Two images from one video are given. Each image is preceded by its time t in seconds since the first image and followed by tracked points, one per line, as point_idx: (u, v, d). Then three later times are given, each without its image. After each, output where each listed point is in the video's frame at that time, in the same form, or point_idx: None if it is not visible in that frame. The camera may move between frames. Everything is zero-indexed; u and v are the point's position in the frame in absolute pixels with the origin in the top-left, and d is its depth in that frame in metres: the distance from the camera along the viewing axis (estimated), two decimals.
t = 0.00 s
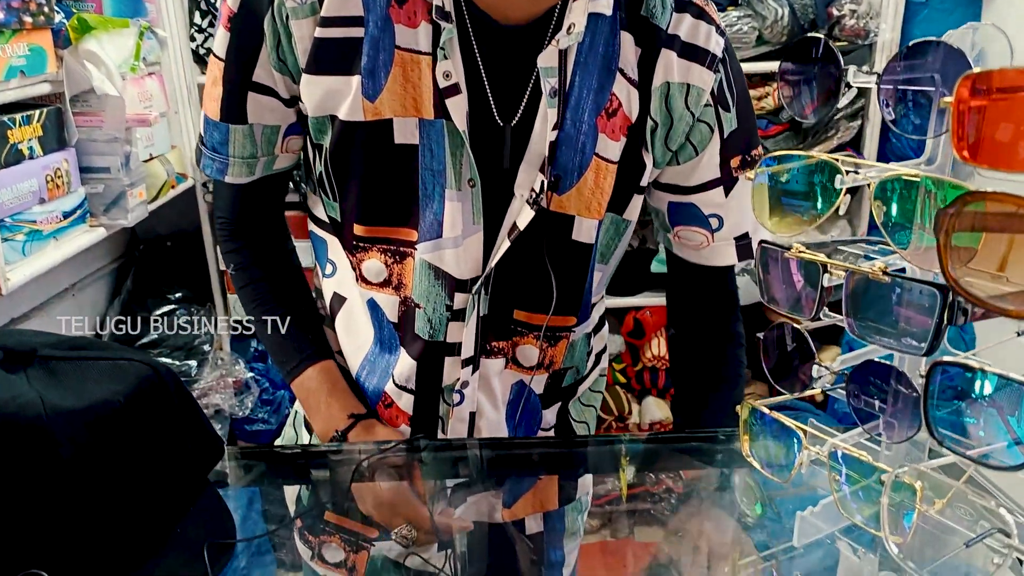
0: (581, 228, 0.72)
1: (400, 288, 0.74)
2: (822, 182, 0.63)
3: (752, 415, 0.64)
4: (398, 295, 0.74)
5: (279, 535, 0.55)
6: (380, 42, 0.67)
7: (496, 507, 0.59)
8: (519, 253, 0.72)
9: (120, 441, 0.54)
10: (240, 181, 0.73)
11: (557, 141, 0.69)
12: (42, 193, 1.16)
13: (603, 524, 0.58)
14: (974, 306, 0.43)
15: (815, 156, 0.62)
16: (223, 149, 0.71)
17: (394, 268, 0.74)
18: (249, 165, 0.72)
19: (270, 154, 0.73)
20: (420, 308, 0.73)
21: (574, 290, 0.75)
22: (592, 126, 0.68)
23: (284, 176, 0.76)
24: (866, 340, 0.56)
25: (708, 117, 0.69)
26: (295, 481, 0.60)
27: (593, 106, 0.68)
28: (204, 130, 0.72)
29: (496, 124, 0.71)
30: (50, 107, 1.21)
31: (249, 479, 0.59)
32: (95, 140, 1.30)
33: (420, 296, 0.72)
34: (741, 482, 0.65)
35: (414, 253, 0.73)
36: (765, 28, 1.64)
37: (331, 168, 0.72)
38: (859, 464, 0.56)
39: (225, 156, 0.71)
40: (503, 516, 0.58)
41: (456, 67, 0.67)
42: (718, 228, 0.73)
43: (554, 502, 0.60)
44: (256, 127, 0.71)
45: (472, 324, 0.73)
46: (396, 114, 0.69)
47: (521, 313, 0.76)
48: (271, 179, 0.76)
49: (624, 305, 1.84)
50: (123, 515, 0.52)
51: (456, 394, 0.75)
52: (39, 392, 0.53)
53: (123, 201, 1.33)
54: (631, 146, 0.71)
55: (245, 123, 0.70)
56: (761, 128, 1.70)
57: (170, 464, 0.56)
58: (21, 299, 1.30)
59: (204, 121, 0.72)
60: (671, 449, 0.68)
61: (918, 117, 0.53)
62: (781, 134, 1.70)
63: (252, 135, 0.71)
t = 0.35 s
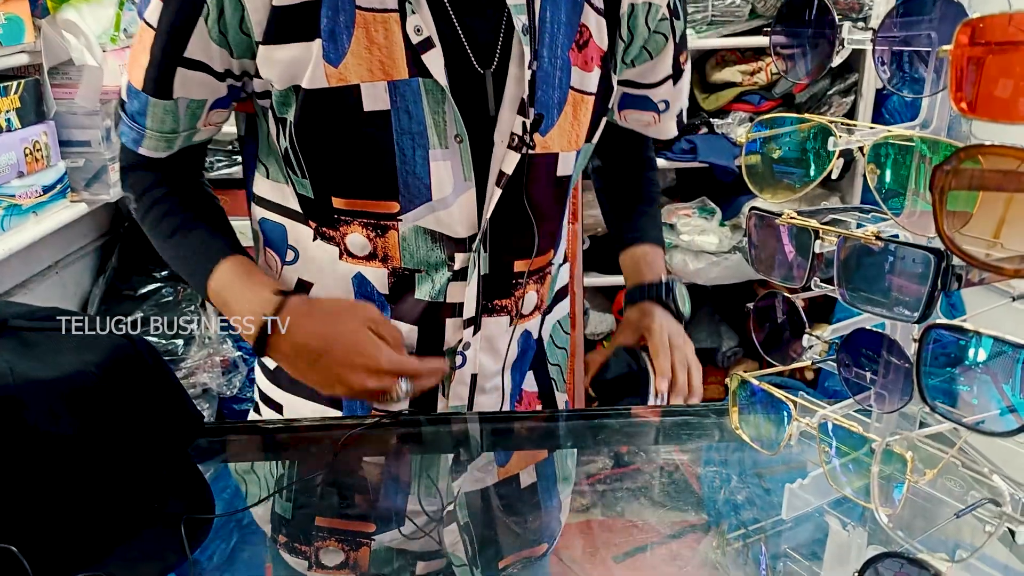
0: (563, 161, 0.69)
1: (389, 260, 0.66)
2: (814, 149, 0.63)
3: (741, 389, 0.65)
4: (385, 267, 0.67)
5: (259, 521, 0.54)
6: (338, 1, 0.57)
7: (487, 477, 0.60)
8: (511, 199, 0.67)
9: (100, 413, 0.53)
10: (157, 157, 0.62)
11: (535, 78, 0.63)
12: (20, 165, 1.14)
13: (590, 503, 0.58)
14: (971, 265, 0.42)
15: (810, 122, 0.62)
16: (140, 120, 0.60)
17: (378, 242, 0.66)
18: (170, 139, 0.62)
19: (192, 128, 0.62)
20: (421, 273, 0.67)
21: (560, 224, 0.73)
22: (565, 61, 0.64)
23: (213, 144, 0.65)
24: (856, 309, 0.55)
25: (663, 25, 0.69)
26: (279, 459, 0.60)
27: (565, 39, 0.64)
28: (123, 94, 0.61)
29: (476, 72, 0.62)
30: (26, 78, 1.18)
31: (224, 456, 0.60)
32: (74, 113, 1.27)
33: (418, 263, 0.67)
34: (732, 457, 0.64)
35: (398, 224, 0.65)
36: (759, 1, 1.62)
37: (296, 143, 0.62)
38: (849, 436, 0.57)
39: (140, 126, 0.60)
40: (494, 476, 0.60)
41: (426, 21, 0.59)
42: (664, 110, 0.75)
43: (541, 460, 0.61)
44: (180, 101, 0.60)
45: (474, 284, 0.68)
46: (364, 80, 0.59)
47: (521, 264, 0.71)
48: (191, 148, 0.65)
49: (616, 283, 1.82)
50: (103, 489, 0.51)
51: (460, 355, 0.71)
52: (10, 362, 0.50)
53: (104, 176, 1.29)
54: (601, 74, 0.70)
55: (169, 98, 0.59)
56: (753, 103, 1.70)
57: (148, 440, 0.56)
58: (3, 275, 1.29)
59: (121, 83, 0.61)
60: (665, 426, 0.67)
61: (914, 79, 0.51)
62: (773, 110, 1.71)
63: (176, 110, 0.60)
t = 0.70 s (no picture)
0: (517, 133, 0.70)
1: (355, 250, 0.67)
2: (814, 159, 0.62)
3: (742, 401, 0.67)
4: (354, 257, 0.67)
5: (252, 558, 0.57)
6: None
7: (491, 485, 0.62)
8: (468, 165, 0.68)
9: (101, 425, 0.52)
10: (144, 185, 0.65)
11: (475, 47, 0.66)
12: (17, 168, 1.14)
13: (588, 501, 0.61)
14: (969, 289, 0.43)
15: (808, 133, 0.62)
16: (136, 145, 0.63)
17: (345, 229, 0.67)
18: (171, 161, 0.64)
19: (189, 151, 0.65)
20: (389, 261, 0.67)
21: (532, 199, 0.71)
22: (506, 31, 0.68)
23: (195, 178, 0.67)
24: (859, 323, 0.55)
25: None
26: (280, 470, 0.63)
27: (505, 12, 0.68)
28: (107, 127, 0.63)
29: (419, 47, 0.67)
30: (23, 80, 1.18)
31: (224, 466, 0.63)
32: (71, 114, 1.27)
33: (386, 248, 0.67)
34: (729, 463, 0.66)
35: (361, 206, 0.67)
36: None
37: (248, 136, 0.64)
38: (848, 449, 0.58)
39: (140, 152, 0.63)
40: (498, 484, 0.62)
41: None
42: (635, 107, 0.78)
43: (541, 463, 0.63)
44: (169, 121, 0.63)
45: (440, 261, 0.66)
46: (317, 60, 0.64)
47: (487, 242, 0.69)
48: (182, 183, 0.67)
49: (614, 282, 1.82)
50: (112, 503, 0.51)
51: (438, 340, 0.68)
52: (7, 377, 0.49)
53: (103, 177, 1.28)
54: (550, 48, 0.71)
55: (157, 115, 0.62)
56: (751, 103, 1.68)
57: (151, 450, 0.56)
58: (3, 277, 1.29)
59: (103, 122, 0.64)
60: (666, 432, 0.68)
61: (917, 92, 0.51)
62: (772, 108, 1.70)
63: (167, 128, 0.63)
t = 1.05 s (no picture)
0: (499, 141, 0.70)
1: (329, 259, 0.68)
2: (823, 180, 0.63)
3: (754, 420, 0.66)
4: (330, 267, 0.68)
5: None
6: None
7: (489, 512, 0.62)
8: (441, 169, 0.68)
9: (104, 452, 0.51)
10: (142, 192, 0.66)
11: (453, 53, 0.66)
12: (19, 181, 1.14)
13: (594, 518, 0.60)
14: (981, 318, 0.43)
15: (817, 155, 0.62)
16: (118, 157, 0.64)
17: (322, 239, 0.68)
18: (152, 172, 0.65)
19: (175, 164, 0.67)
20: (361, 268, 0.67)
21: (509, 207, 0.72)
22: (489, 36, 0.68)
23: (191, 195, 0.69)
24: (871, 348, 0.54)
25: (600, 4, 0.72)
26: (271, 491, 0.63)
27: (487, 16, 0.67)
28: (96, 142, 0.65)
29: (394, 53, 0.68)
30: (24, 92, 1.17)
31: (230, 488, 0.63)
32: (73, 126, 1.27)
33: (358, 257, 0.67)
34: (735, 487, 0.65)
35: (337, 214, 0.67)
36: (757, 10, 1.62)
37: (224, 144, 0.65)
38: (859, 473, 0.59)
39: (122, 164, 0.64)
40: (496, 516, 0.62)
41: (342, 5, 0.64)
42: (637, 121, 0.75)
43: (544, 485, 0.63)
44: (155, 134, 0.65)
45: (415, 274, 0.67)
46: (290, 67, 0.64)
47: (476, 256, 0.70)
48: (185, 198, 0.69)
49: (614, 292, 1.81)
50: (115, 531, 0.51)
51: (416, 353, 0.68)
52: (8, 404, 0.49)
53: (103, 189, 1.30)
54: (536, 54, 0.70)
55: (141, 127, 0.64)
56: (753, 113, 1.68)
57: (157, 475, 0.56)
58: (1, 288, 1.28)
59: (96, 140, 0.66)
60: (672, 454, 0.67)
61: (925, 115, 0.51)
62: (773, 119, 1.68)
63: (151, 141, 0.65)
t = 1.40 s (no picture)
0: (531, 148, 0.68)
1: (354, 266, 0.68)
2: (865, 188, 0.64)
3: (794, 434, 0.65)
4: (354, 273, 0.68)
5: None
6: None
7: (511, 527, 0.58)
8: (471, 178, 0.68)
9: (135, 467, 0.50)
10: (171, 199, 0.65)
11: (485, 57, 0.65)
12: (38, 188, 1.13)
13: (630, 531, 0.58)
14: None
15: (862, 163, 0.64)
16: (147, 162, 0.63)
17: (350, 245, 0.68)
18: (181, 178, 0.64)
19: (204, 172, 0.66)
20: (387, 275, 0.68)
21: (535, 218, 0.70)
22: (520, 42, 0.66)
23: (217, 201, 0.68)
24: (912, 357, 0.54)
25: (629, 18, 0.70)
26: (293, 503, 0.61)
27: (521, 20, 0.66)
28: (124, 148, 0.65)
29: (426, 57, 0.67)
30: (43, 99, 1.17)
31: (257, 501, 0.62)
32: (90, 134, 1.27)
33: (382, 264, 0.67)
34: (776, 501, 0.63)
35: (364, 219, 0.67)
36: (775, 16, 1.60)
37: (252, 148, 0.64)
38: (905, 489, 0.60)
39: (151, 170, 0.63)
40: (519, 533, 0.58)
41: (373, 9, 0.64)
42: (653, 135, 0.75)
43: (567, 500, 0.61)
44: (185, 140, 0.65)
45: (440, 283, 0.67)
46: (319, 71, 0.64)
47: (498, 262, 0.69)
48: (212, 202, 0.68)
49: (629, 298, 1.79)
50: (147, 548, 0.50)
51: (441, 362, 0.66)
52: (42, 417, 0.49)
53: (120, 196, 1.30)
54: (567, 60, 0.69)
55: (170, 132, 0.64)
56: (770, 118, 1.66)
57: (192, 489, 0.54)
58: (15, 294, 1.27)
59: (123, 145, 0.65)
60: (707, 467, 0.66)
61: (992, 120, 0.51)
62: (790, 124, 1.68)
63: (181, 147, 0.64)
